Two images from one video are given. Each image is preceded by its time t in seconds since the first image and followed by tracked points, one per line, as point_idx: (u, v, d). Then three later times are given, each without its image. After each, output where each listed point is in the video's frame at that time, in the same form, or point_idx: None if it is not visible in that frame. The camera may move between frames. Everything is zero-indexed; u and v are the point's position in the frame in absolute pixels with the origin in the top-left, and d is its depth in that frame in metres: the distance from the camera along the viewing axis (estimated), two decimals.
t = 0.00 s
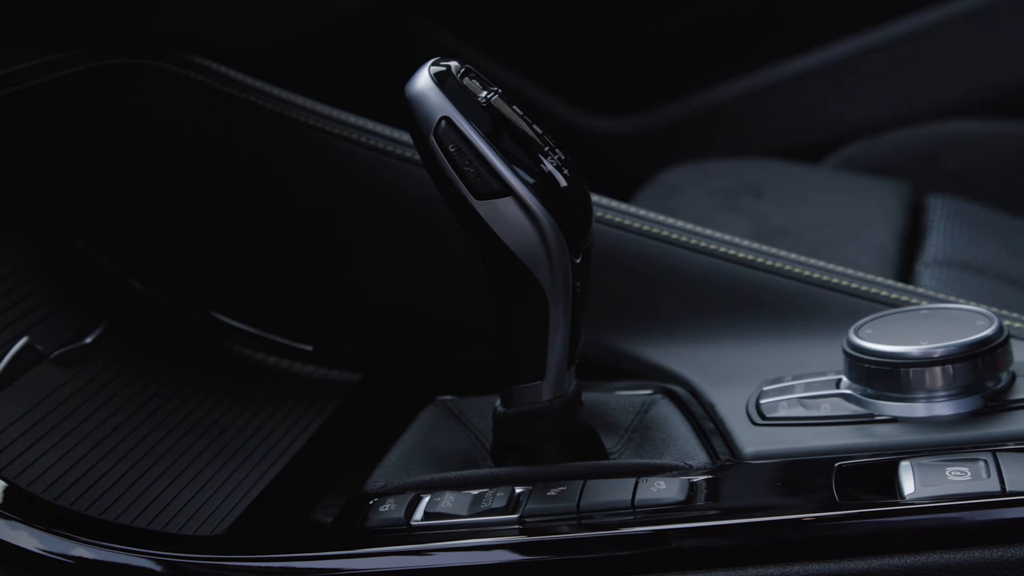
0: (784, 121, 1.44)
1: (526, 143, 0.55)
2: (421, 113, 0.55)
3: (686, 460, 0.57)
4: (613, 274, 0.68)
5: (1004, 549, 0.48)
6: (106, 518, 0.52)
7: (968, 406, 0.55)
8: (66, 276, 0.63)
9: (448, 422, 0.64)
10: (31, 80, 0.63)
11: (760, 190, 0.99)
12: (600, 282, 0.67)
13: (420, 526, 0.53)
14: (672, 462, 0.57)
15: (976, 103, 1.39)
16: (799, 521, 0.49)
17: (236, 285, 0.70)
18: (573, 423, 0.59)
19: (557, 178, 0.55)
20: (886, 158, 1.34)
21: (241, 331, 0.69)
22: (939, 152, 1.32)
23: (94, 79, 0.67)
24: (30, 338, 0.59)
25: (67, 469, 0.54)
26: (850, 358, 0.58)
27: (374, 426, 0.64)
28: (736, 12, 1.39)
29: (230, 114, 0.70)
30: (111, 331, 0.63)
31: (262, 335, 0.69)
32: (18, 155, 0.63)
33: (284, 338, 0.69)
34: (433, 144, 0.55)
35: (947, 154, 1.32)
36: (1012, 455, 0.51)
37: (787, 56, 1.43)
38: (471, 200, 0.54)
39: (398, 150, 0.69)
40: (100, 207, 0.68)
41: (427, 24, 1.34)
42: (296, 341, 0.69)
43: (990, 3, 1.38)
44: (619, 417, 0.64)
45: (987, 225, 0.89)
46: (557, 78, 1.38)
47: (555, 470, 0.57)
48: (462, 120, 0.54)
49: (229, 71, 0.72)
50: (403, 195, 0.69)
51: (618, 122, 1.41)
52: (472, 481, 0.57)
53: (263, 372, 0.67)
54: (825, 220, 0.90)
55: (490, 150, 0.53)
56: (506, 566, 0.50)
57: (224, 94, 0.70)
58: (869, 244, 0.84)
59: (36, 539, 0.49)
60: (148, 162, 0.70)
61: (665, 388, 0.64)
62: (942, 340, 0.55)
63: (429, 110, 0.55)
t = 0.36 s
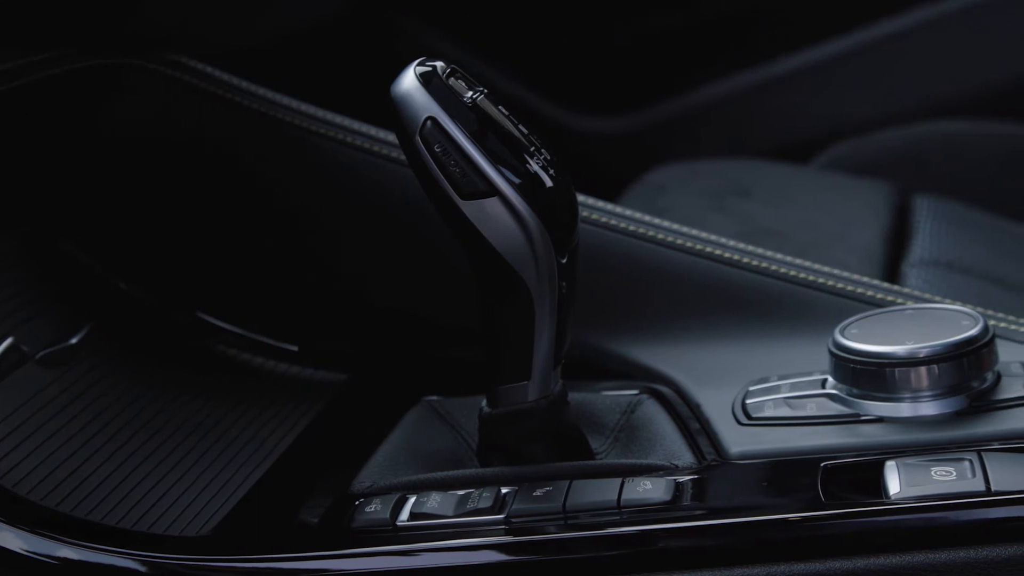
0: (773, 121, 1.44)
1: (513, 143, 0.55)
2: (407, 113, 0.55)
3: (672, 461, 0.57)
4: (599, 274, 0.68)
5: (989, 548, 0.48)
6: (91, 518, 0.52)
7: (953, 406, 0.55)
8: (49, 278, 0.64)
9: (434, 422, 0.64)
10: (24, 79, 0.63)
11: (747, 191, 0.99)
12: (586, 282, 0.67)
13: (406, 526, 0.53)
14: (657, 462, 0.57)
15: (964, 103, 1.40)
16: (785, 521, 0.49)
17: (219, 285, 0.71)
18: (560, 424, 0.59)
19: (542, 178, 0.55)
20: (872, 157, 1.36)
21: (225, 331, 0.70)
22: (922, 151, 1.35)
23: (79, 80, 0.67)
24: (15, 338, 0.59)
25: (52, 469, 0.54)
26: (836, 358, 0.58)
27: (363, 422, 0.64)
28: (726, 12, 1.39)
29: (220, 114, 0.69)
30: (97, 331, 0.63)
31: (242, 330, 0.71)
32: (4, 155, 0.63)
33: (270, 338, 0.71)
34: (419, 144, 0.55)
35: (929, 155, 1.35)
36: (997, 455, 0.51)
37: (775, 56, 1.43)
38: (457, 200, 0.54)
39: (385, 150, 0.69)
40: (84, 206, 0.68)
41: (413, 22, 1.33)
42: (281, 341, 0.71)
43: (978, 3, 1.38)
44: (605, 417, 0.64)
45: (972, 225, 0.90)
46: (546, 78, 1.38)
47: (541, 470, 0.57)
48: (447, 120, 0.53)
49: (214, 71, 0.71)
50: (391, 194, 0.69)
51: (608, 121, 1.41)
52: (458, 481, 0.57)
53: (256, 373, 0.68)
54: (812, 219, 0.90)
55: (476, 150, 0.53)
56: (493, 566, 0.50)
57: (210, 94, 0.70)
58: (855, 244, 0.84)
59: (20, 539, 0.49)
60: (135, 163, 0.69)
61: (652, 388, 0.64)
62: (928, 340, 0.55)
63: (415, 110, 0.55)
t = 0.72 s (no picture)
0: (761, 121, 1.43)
1: (498, 143, 0.55)
2: (392, 113, 0.55)
3: (657, 461, 0.57)
4: (585, 274, 0.68)
5: (973, 548, 0.48)
6: (75, 519, 0.52)
7: (938, 406, 0.56)
8: (35, 279, 0.64)
9: (420, 422, 0.64)
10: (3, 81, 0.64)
11: (733, 191, 0.99)
12: (571, 282, 0.67)
13: (391, 526, 0.53)
14: (643, 462, 0.57)
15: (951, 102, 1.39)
16: (770, 521, 0.49)
17: (206, 284, 0.70)
18: (545, 424, 0.59)
19: (529, 178, 0.55)
20: (859, 158, 1.35)
21: (210, 331, 0.70)
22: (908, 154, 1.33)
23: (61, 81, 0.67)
24: None
25: (37, 469, 0.54)
26: (822, 357, 0.58)
27: (340, 435, 0.63)
28: (715, 12, 1.40)
29: (210, 114, 0.69)
30: (81, 331, 0.63)
31: (229, 332, 0.70)
32: None
33: (255, 338, 0.70)
34: (404, 144, 0.55)
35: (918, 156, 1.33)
36: (982, 455, 0.51)
37: (764, 55, 1.43)
38: (442, 200, 0.54)
39: (370, 149, 0.69)
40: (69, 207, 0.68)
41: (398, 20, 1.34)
42: (266, 341, 0.70)
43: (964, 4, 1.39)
44: (590, 417, 0.64)
45: (958, 227, 0.90)
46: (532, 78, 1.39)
47: (525, 470, 0.57)
48: (432, 120, 0.53)
49: (201, 71, 0.71)
50: (376, 196, 0.69)
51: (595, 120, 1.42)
52: (443, 482, 0.57)
53: (212, 367, 0.67)
54: (797, 219, 0.90)
55: (461, 150, 0.53)
56: (480, 566, 0.50)
57: (195, 95, 0.69)
58: (841, 244, 0.84)
59: (4, 540, 0.49)
60: (120, 163, 0.69)
61: (637, 388, 0.64)
62: (913, 340, 0.55)
63: (400, 110, 0.54)
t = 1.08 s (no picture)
0: (749, 121, 1.44)
1: (484, 143, 0.55)
2: (378, 113, 0.55)
3: (643, 460, 0.57)
4: (572, 274, 0.68)
5: (958, 547, 0.48)
6: (60, 520, 0.52)
7: (923, 406, 0.56)
8: (20, 281, 0.64)
9: (406, 423, 0.64)
10: None
11: (719, 191, 0.99)
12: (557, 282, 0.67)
13: (376, 527, 0.53)
14: (629, 462, 0.57)
15: (935, 103, 1.39)
16: (756, 521, 0.49)
17: (192, 284, 0.70)
18: (531, 424, 0.59)
19: (513, 177, 0.55)
20: (840, 159, 1.37)
21: (194, 331, 0.70)
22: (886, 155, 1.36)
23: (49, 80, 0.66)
24: None
25: (22, 470, 0.54)
26: (807, 357, 0.58)
27: (326, 435, 0.63)
28: (706, 11, 1.40)
29: (190, 114, 0.69)
30: (65, 333, 0.64)
31: (209, 330, 0.70)
32: None
33: (239, 338, 0.71)
34: (390, 144, 0.54)
35: (904, 156, 1.35)
36: (967, 455, 0.51)
37: (751, 56, 1.43)
38: (427, 199, 0.54)
39: (356, 150, 0.69)
40: (54, 207, 0.67)
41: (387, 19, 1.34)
42: (250, 341, 0.71)
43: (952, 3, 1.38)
44: (576, 417, 0.64)
45: (944, 226, 0.90)
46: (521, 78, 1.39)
47: (510, 470, 0.57)
48: (418, 119, 0.53)
49: (187, 71, 0.71)
50: (363, 196, 0.69)
51: (583, 120, 1.43)
52: (428, 482, 0.57)
53: (228, 373, 0.68)
54: (783, 219, 0.90)
55: (448, 151, 0.53)
56: (466, 566, 0.50)
57: (181, 94, 0.69)
58: (827, 244, 0.84)
59: None
60: (108, 164, 0.69)
61: (623, 388, 0.64)
62: (898, 340, 0.55)
63: (386, 110, 0.54)
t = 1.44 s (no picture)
0: (739, 119, 1.44)
1: (470, 143, 0.55)
2: (364, 113, 0.55)
3: (629, 460, 0.57)
4: (558, 274, 0.68)
5: (943, 547, 0.48)
6: (47, 520, 0.52)
7: (909, 406, 0.56)
8: (10, 280, 0.64)
9: (392, 423, 0.64)
10: None
11: (705, 190, 1.00)
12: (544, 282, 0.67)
13: (363, 527, 0.53)
14: (615, 462, 0.57)
15: (923, 103, 1.40)
16: (742, 521, 0.49)
17: (179, 284, 0.70)
18: (517, 424, 0.59)
19: (500, 178, 0.55)
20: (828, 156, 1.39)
21: (181, 331, 0.70)
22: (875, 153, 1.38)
23: (35, 79, 0.66)
24: None
25: (9, 469, 0.54)
26: (793, 357, 0.58)
27: (314, 431, 0.64)
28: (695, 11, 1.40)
29: (187, 121, 0.69)
30: (52, 333, 0.64)
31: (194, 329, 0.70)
32: None
33: (226, 338, 0.71)
34: (376, 144, 0.54)
35: (890, 155, 1.37)
36: (952, 455, 0.52)
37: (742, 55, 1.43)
38: (414, 199, 0.54)
39: (339, 149, 0.69)
40: (43, 207, 0.67)
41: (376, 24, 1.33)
42: (238, 341, 0.71)
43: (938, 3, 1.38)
44: (563, 417, 0.64)
45: (931, 226, 0.90)
46: (521, 78, 1.39)
47: (496, 471, 0.57)
48: (404, 120, 0.53)
49: (179, 74, 0.71)
50: (348, 196, 0.68)
51: (571, 119, 1.43)
52: (414, 482, 0.57)
53: (207, 374, 0.67)
54: (770, 219, 0.90)
55: (434, 151, 0.53)
56: (454, 566, 0.50)
57: (175, 97, 0.69)
58: (813, 244, 0.84)
59: None
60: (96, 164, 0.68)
61: (609, 388, 0.64)
62: (885, 340, 0.56)
63: (372, 110, 0.54)
